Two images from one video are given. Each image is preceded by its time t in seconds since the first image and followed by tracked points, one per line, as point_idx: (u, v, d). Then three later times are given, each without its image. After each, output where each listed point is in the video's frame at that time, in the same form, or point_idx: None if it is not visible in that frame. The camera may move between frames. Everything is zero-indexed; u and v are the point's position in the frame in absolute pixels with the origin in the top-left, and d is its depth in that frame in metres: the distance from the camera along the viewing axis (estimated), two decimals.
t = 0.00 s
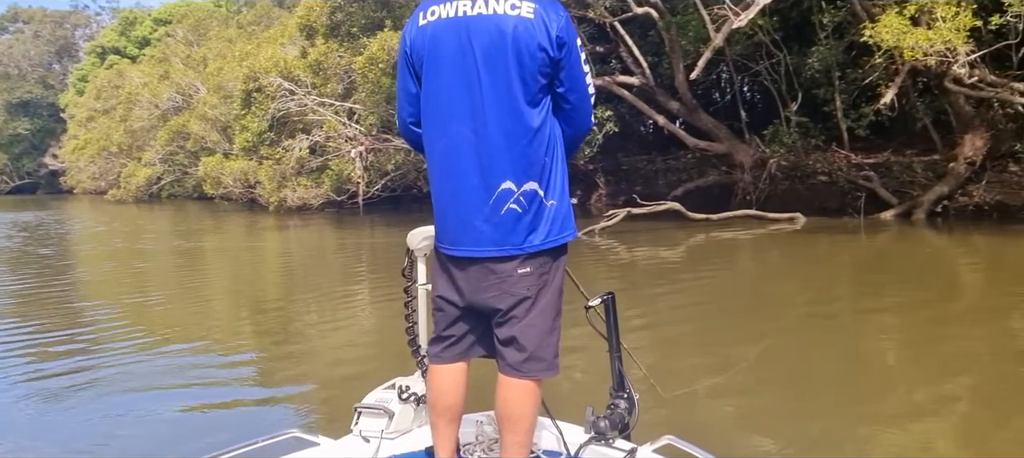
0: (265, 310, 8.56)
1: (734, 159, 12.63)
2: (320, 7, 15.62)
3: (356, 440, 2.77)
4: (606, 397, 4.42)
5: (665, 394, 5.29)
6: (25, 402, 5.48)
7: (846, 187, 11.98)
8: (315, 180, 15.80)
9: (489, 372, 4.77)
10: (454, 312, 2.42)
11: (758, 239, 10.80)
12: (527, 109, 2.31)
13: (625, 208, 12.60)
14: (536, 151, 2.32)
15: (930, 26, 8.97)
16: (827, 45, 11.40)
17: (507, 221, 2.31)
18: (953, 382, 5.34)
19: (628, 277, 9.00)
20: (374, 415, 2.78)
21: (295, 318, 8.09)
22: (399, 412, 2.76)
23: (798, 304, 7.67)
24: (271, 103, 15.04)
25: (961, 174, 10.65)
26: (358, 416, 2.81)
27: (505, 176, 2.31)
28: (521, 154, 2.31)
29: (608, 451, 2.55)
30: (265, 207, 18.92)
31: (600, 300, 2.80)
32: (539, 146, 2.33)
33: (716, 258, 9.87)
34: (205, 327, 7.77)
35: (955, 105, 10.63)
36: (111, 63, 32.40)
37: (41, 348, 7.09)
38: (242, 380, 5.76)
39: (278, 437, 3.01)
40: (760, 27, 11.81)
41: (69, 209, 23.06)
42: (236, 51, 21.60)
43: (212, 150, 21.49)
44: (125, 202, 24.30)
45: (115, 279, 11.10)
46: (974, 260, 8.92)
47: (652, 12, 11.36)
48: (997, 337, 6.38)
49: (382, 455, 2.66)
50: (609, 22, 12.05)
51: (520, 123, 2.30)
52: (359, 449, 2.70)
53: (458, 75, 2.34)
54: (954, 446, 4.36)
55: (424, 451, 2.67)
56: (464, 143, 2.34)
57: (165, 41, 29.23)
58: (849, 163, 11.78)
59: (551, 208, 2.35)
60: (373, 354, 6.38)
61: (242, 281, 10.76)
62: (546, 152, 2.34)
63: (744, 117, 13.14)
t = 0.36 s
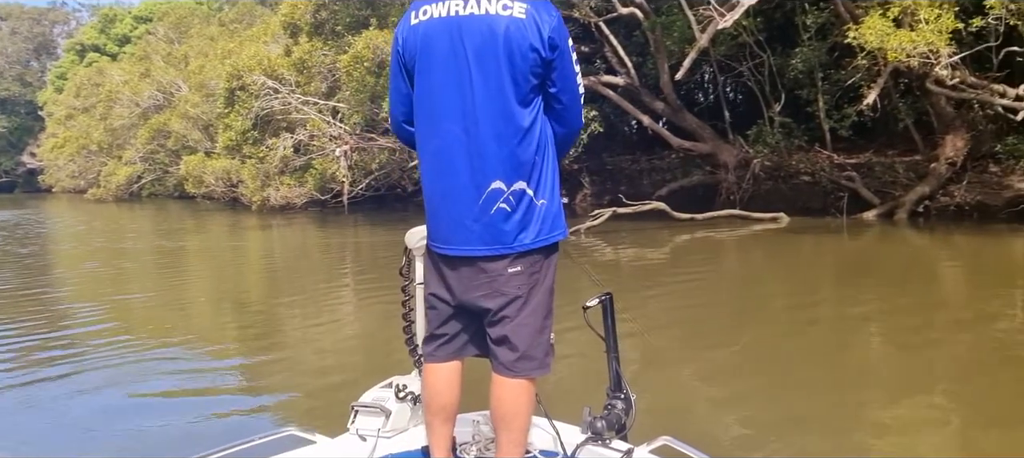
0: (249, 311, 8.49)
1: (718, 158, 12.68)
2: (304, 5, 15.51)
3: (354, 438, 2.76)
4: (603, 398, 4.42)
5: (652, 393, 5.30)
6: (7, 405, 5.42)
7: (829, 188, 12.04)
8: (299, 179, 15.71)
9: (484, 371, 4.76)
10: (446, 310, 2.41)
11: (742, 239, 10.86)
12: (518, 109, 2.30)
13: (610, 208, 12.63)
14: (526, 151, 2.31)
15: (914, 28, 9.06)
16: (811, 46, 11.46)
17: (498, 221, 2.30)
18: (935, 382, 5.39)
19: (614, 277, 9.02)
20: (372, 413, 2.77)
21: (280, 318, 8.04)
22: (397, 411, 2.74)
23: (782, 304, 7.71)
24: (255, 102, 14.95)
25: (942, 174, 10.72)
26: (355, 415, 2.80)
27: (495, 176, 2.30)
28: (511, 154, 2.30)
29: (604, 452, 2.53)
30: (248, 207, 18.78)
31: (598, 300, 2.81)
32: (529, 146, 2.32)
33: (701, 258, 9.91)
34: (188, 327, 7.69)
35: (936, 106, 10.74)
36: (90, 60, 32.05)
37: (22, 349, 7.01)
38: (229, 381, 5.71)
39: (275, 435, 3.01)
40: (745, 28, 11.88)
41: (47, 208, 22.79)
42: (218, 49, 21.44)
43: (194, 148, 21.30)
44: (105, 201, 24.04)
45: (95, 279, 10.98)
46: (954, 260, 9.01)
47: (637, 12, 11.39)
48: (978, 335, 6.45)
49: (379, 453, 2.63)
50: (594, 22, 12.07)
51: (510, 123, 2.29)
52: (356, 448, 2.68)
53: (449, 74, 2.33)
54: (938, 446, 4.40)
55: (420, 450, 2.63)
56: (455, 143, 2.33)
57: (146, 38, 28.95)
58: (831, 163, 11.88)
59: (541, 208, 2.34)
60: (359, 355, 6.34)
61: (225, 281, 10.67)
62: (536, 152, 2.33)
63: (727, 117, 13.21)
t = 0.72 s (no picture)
0: (234, 313, 8.44)
1: (703, 160, 12.73)
2: (289, 4, 15.43)
3: (352, 438, 2.74)
4: (602, 396, 4.47)
5: (639, 394, 5.32)
6: None
7: (812, 189, 12.05)
8: (283, 179, 15.61)
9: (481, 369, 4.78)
10: (444, 309, 2.40)
11: (727, 240, 10.91)
12: (516, 109, 2.30)
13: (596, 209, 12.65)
14: (524, 151, 2.31)
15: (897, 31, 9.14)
16: (795, 48, 11.47)
17: (496, 220, 2.30)
18: (918, 382, 5.44)
19: (600, 278, 9.04)
20: (370, 413, 2.74)
21: (266, 319, 8.00)
22: (395, 411, 2.72)
23: (767, 304, 7.77)
24: (240, 101, 14.83)
25: (925, 176, 10.87)
26: (354, 415, 2.77)
27: (494, 175, 2.29)
28: (510, 153, 2.29)
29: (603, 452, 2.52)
30: (231, 207, 18.67)
31: (597, 300, 2.82)
32: (528, 146, 2.31)
33: (686, 259, 9.96)
34: (172, 329, 7.62)
35: (918, 108, 10.84)
36: (71, 59, 31.74)
37: None
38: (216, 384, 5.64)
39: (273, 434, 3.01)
40: (730, 30, 11.93)
41: (26, 208, 22.51)
42: (201, 47, 21.29)
43: (176, 148, 21.14)
44: (85, 201, 23.79)
45: (76, 280, 10.85)
46: (936, 261, 9.09)
47: (623, 13, 11.39)
48: (959, 335, 6.54)
49: (378, 453, 2.61)
50: (580, 23, 12.06)
51: (508, 123, 2.29)
52: (355, 448, 2.66)
53: (447, 74, 2.32)
54: (922, 446, 4.43)
55: (419, 450, 2.62)
56: (454, 142, 2.32)
57: (127, 37, 28.71)
58: (815, 164, 11.99)
59: (539, 207, 2.33)
60: (346, 357, 6.31)
61: (209, 281, 10.60)
62: (534, 151, 2.33)
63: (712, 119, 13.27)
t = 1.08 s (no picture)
0: (219, 314, 8.37)
1: (689, 160, 12.79)
2: (273, 4, 15.36)
3: (352, 439, 2.71)
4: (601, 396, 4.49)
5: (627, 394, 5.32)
6: None
7: (797, 189, 12.14)
8: (267, 179, 15.52)
9: (479, 367, 4.78)
10: (445, 309, 2.39)
11: (713, 240, 10.95)
12: (519, 108, 2.29)
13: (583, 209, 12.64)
14: (527, 151, 2.30)
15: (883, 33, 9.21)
16: (780, 50, 11.56)
17: (499, 220, 2.29)
18: (903, 381, 5.49)
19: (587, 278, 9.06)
20: (370, 413, 2.72)
21: (251, 321, 7.94)
22: (395, 412, 2.70)
23: (752, 304, 7.81)
24: (224, 101, 14.71)
25: (908, 176, 10.98)
26: (353, 415, 2.75)
27: (497, 175, 2.29)
28: (514, 153, 2.29)
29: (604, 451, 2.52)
30: (214, 208, 18.54)
31: (597, 300, 2.86)
32: (530, 146, 2.31)
33: (672, 259, 9.99)
34: (157, 331, 7.55)
35: (901, 110, 10.92)
36: (50, 58, 31.41)
37: None
38: (203, 388, 5.57)
39: (272, 434, 2.99)
40: (715, 31, 12.00)
41: (5, 209, 22.24)
42: (184, 47, 21.13)
43: (158, 148, 20.96)
44: (65, 202, 23.53)
45: (57, 282, 10.73)
46: (919, 261, 9.17)
47: (609, 14, 11.42)
48: (943, 334, 6.60)
49: (378, 454, 2.60)
50: (566, 24, 12.06)
51: (512, 122, 2.28)
52: (355, 448, 2.64)
53: (450, 74, 2.31)
54: (908, 445, 4.46)
55: (420, 450, 2.61)
56: (457, 142, 2.31)
57: (107, 36, 28.46)
58: (800, 166, 12.14)
59: (542, 207, 2.33)
60: (333, 359, 6.27)
61: (193, 283, 10.51)
62: (536, 151, 2.33)
63: (697, 119, 13.34)
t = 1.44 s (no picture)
0: (204, 316, 8.30)
1: (675, 161, 12.83)
2: (259, 4, 15.30)
3: (350, 438, 2.69)
4: (601, 397, 4.52)
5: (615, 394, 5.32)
6: None
7: (782, 190, 12.19)
8: (252, 180, 15.42)
9: (478, 367, 4.78)
10: (445, 309, 2.38)
11: (699, 240, 10.98)
12: (520, 107, 2.28)
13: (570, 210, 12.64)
14: (527, 150, 2.30)
15: (868, 34, 9.28)
16: (766, 51, 11.62)
17: (499, 219, 2.28)
18: (889, 381, 5.51)
19: (574, 279, 9.06)
20: (369, 413, 2.71)
21: (237, 323, 7.89)
22: (394, 411, 2.69)
23: (738, 304, 7.84)
24: (209, 101, 14.55)
25: (892, 177, 11.06)
26: (352, 414, 2.72)
27: (498, 174, 2.28)
28: (514, 153, 2.28)
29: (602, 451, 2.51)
30: (198, 208, 18.40)
31: (596, 300, 2.85)
32: (531, 145, 2.31)
33: (659, 259, 10.01)
34: (142, 332, 7.48)
35: (885, 111, 11.00)
36: (30, 57, 31.09)
37: None
38: (189, 391, 5.51)
39: (273, 433, 2.92)
40: (701, 32, 12.04)
41: None
42: (166, 46, 20.96)
43: (141, 148, 20.78)
44: (46, 202, 23.27)
45: (38, 284, 10.59)
46: (903, 261, 9.24)
47: (595, 15, 11.45)
48: (927, 333, 6.65)
49: (378, 453, 2.58)
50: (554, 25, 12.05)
51: (513, 122, 2.28)
52: (354, 447, 2.62)
53: (452, 73, 2.30)
54: (895, 445, 4.47)
55: (418, 450, 2.60)
56: (458, 141, 2.30)
57: (89, 36, 28.22)
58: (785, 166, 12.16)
59: (542, 207, 2.33)
60: (320, 361, 6.22)
61: (178, 285, 10.42)
62: (537, 151, 2.32)
63: (683, 120, 13.38)
